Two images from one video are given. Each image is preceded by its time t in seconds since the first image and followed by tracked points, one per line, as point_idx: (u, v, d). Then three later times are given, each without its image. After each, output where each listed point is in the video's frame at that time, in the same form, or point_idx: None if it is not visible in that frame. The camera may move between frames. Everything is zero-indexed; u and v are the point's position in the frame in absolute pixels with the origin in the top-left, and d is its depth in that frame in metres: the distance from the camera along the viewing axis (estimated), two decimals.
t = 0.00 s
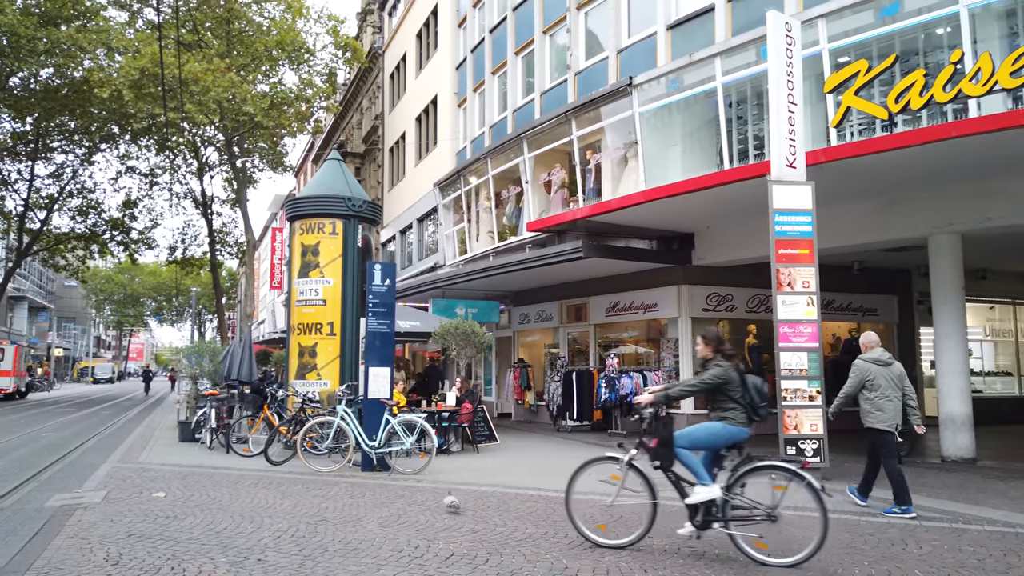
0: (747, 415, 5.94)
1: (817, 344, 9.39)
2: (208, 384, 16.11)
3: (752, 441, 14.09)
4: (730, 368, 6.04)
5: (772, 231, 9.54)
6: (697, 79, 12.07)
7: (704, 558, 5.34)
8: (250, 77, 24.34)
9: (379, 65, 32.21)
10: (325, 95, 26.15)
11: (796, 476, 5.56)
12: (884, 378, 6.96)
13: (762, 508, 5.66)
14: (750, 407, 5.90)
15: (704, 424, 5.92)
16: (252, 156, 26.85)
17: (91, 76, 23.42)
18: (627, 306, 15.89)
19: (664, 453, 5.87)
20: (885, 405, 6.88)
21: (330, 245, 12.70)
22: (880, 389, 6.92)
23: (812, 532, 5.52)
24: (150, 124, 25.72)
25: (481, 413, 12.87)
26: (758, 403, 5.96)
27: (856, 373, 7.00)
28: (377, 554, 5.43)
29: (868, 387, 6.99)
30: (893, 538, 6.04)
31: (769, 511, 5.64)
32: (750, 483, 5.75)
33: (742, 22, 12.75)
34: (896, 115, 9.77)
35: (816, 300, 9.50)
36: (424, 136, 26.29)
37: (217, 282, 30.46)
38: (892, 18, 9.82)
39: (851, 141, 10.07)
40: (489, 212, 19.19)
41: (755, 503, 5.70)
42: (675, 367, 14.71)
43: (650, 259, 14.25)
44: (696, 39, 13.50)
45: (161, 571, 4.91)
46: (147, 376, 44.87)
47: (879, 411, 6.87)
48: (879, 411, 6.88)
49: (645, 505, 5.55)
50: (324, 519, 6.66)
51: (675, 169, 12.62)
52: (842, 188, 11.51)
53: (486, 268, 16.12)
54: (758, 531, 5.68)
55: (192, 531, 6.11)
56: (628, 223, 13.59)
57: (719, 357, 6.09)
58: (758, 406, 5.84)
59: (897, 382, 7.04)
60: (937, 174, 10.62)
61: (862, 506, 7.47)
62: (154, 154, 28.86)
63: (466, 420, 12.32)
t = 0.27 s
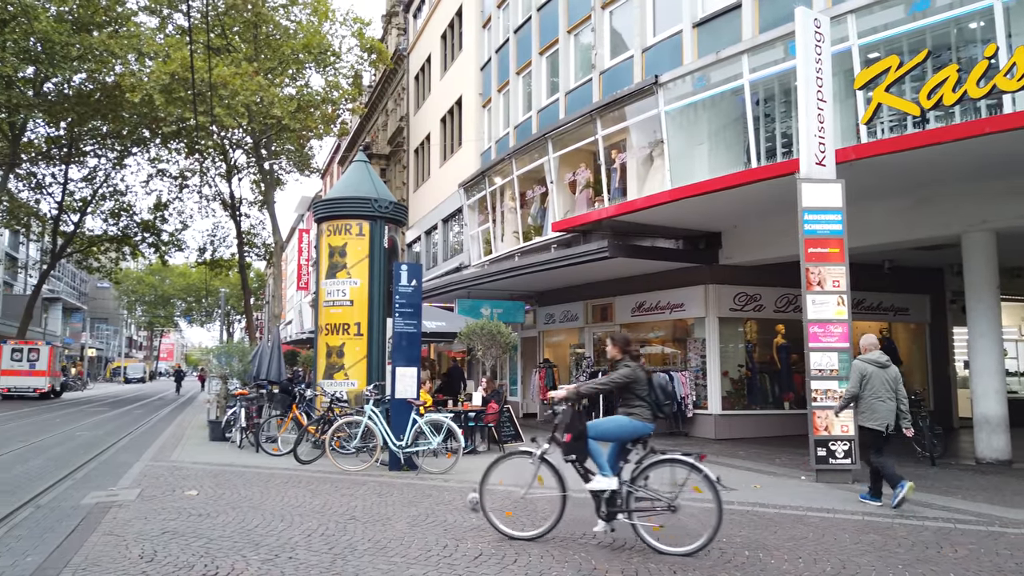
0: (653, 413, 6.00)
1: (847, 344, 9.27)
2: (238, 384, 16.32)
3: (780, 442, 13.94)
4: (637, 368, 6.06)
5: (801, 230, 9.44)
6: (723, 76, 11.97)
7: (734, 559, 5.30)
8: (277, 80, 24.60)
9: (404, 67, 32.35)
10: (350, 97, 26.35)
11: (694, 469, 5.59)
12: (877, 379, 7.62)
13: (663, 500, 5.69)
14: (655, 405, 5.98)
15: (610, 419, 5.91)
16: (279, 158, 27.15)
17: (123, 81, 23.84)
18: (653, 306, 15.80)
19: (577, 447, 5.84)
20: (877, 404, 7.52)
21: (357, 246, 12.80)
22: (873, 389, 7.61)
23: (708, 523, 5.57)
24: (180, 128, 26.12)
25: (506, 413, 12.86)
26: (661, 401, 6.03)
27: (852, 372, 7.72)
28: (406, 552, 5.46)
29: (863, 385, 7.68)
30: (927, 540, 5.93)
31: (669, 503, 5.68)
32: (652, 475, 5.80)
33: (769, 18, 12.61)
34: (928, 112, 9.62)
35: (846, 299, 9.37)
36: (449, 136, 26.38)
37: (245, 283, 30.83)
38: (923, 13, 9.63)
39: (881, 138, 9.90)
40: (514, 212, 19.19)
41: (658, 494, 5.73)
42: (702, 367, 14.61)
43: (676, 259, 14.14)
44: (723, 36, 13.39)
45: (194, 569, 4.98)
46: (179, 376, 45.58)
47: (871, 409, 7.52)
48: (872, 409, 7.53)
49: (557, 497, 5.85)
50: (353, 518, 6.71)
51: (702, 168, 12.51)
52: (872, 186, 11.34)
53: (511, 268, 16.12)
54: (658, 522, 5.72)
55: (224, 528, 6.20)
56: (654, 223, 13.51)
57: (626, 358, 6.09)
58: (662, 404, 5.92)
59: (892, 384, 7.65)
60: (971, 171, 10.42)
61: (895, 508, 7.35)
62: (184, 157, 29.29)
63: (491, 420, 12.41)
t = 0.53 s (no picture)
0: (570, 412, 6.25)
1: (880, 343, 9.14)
2: (267, 383, 16.52)
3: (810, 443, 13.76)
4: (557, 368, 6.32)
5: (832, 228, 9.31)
6: (752, 73, 11.82)
7: (765, 561, 5.24)
8: (304, 83, 24.84)
9: (429, 68, 32.48)
10: (376, 98, 26.51)
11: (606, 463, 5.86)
12: (881, 377, 7.97)
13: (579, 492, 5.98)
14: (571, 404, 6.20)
15: (530, 420, 6.28)
16: (306, 160, 27.43)
17: (155, 85, 24.23)
18: (681, 306, 15.69)
19: (497, 439, 6.20)
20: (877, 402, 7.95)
21: (384, 247, 12.89)
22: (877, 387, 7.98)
23: (617, 515, 5.90)
24: (209, 131, 26.51)
25: (533, 413, 12.86)
26: (579, 399, 6.27)
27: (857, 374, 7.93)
28: (435, 552, 5.48)
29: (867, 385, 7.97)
30: (964, 543, 5.82)
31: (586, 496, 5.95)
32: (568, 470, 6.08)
33: (798, 14, 12.45)
34: (963, 107, 9.41)
35: (878, 298, 9.24)
36: (474, 137, 26.44)
37: (274, 284, 31.19)
38: (956, 6, 9.41)
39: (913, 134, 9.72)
40: (539, 212, 19.18)
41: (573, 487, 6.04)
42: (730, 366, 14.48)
43: (704, 258, 14.02)
44: (750, 33, 13.25)
45: (228, 566, 5.04)
46: (209, 375, 46.25)
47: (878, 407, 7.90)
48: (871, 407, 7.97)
49: (479, 490, 6.41)
50: (382, 517, 6.75)
51: (730, 166, 12.39)
52: (905, 183, 11.15)
53: (537, 268, 16.11)
54: (572, 514, 6.05)
55: (256, 526, 6.28)
56: (681, 222, 13.41)
57: (547, 360, 6.38)
58: (578, 402, 6.15)
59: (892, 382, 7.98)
60: (1007, 167, 10.19)
61: (930, 511, 7.22)
62: (214, 160, 29.71)
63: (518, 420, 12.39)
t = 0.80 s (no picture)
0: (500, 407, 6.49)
1: (915, 343, 8.98)
2: (297, 383, 16.70)
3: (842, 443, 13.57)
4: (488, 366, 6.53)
5: (864, 226, 9.18)
6: (781, 70, 11.67)
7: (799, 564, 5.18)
8: (332, 85, 25.06)
9: (455, 69, 32.57)
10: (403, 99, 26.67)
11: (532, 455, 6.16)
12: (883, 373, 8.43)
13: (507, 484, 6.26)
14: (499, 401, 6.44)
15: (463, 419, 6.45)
16: (334, 161, 27.68)
17: (186, 89, 24.61)
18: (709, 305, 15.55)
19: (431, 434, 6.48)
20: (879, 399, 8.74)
21: (411, 247, 12.96)
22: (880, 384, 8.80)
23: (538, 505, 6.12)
24: (239, 133, 26.89)
25: (560, 413, 12.85)
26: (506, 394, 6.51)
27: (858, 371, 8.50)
28: (466, 551, 5.50)
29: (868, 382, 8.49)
30: (1003, 547, 5.70)
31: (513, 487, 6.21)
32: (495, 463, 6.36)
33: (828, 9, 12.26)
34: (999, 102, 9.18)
35: (913, 297, 9.08)
36: (500, 137, 26.46)
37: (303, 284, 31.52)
38: None
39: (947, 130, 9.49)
40: (566, 212, 19.15)
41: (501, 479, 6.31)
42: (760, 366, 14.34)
43: (733, 257, 13.88)
44: (779, 29, 13.07)
45: (262, 563, 5.11)
46: (240, 374, 46.87)
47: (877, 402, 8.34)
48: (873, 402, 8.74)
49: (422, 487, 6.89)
50: (412, 516, 6.80)
51: (759, 164, 12.24)
52: (940, 179, 10.94)
53: (564, 268, 16.07)
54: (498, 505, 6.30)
55: (289, 524, 6.36)
56: (710, 220, 13.29)
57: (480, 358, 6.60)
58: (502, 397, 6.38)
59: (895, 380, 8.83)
60: None
61: (967, 514, 7.08)
62: (243, 162, 30.11)
63: (546, 420, 12.37)
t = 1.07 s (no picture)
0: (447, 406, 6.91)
1: (956, 342, 8.78)
2: (330, 382, 16.90)
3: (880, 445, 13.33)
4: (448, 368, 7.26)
5: (903, 222, 9.02)
6: (817, 64, 11.51)
7: (837, 566, 5.11)
8: (363, 87, 25.29)
9: (484, 69, 32.65)
10: (433, 101, 26.84)
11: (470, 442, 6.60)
12: (887, 375, 8.51)
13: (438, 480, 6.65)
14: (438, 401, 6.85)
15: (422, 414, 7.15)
16: (366, 163, 27.95)
17: (221, 93, 25.03)
18: (743, 304, 15.37)
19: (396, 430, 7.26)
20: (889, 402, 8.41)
21: (442, 248, 13.02)
22: (885, 386, 8.50)
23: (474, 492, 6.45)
24: (273, 136, 27.28)
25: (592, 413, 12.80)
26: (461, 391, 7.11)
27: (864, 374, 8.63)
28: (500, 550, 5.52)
29: (876, 384, 8.58)
30: None
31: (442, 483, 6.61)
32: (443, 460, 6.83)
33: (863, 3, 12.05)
34: None
35: (954, 295, 8.90)
36: (530, 137, 26.46)
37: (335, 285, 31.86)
38: None
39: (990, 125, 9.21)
40: (596, 211, 19.09)
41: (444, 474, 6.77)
42: (795, 366, 14.15)
43: (767, 256, 13.70)
44: (813, 24, 12.88)
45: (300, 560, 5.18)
46: (274, 374, 47.53)
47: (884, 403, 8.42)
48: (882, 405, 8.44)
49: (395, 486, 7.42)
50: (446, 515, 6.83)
51: (793, 161, 12.08)
52: (981, 175, 10.69)
53: (594, 267, 16.01)
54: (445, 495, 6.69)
55: (325, 522, 6.44)
56: (744, 218, 13.13)
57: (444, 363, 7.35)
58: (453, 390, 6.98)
59: (904, 380, 8.53)
60: None
61: (1011, 517, 6.91)
62: (277, 165, 30.54)
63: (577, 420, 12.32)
